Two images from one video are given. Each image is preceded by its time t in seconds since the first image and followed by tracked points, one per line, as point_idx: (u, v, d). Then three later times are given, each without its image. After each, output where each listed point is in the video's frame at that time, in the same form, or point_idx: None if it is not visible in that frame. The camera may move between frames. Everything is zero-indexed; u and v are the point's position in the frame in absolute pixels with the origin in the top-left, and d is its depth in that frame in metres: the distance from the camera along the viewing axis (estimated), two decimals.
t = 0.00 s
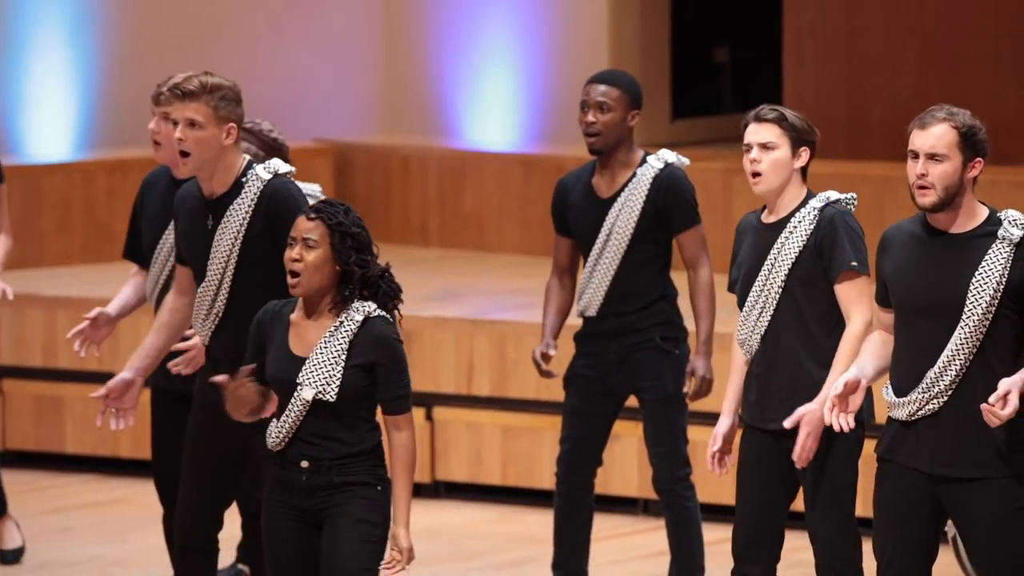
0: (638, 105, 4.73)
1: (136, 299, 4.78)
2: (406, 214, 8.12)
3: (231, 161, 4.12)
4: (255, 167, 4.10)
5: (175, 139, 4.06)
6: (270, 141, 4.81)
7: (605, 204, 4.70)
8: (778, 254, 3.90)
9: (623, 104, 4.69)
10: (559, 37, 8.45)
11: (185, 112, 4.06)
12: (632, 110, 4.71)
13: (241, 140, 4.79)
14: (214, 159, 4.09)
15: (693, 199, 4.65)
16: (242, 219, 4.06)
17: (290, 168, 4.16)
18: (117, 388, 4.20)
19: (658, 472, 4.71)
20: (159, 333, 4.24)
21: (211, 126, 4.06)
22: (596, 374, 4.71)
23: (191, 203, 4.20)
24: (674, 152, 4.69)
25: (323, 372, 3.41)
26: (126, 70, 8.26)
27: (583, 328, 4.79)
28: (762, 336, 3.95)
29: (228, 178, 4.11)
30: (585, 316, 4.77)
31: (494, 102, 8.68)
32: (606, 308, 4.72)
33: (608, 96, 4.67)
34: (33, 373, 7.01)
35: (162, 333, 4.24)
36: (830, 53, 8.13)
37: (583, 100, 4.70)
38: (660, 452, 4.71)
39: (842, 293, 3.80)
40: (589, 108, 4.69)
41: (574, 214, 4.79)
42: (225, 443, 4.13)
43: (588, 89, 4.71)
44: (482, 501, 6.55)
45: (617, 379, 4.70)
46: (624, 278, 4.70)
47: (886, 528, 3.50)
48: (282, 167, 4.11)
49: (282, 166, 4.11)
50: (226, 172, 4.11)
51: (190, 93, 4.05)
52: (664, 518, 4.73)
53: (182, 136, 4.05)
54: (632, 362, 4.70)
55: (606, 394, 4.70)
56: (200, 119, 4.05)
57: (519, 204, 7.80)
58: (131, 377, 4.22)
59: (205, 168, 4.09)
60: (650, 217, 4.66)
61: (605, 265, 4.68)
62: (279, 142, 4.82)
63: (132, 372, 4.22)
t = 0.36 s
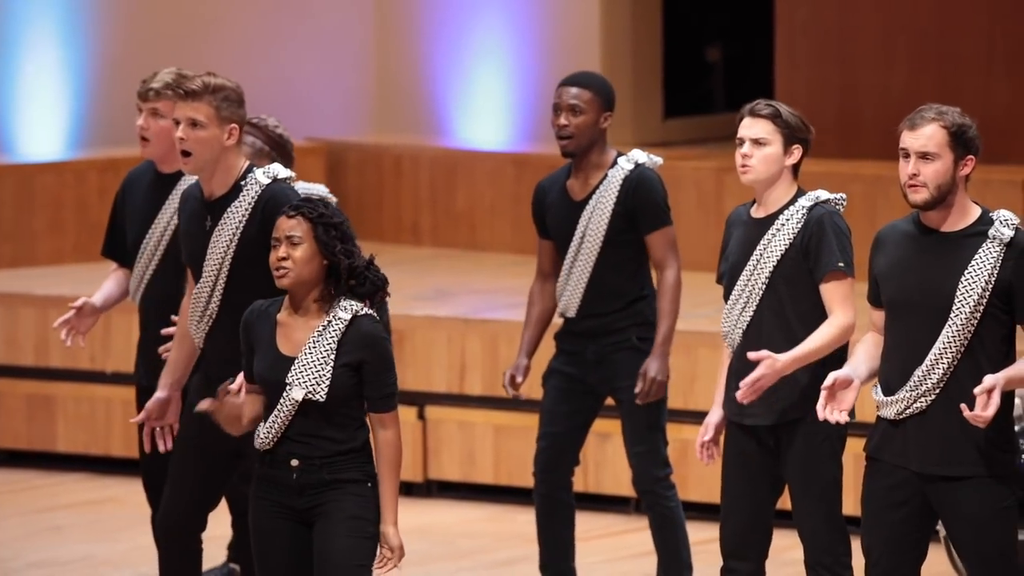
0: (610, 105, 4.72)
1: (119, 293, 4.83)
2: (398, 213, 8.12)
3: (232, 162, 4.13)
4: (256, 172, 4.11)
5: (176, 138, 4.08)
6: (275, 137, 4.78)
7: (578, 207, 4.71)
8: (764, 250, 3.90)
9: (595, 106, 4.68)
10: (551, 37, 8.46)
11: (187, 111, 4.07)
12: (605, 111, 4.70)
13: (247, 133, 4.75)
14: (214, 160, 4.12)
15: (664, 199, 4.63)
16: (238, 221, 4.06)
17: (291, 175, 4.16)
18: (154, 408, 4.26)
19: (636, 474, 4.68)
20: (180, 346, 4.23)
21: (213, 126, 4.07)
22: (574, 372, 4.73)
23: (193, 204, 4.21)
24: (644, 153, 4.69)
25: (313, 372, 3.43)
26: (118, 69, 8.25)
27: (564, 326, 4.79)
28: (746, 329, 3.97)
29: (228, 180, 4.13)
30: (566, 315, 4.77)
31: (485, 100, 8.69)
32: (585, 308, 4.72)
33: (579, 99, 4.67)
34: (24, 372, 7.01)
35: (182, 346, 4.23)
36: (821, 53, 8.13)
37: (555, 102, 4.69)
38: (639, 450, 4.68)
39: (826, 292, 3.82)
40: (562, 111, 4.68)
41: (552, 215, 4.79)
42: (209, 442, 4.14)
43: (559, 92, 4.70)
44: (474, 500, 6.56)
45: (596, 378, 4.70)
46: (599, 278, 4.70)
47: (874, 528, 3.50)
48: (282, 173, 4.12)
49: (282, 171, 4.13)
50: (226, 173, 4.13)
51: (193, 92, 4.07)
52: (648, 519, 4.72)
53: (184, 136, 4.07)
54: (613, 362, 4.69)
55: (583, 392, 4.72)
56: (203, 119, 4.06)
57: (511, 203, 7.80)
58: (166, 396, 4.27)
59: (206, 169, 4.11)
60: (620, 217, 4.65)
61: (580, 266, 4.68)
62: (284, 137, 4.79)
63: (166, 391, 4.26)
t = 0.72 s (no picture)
0: (596, 105, 4.75)
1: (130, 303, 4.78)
2: (396, 212, 8.12)
3: (225, 157, 4.12)
4: (247, 169, 4.10)
5: (169, 130, 4.07)
6: (262, 133, 4.88)
7: (560, 202, 4.72)
8: (749, 250, 3.89)
9: (581, 103, 4.72)
10: (548, 35, 8.46)
11: (182, 104, 4.06)
12: (591, 110, 4.73)
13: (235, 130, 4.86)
14: (209, 153, 4.10)
15: (643, 192, 4.65)
16: (229, 216, 4.06)
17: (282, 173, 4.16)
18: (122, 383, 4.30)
19: (624, 471, 4.69)
20: (153, 329, 4.28)
21: (208, 120, 4.07)
22: (553, 371, 4.73)
23: (183, 195, 4.19)
24: (628, 153, 4.69)
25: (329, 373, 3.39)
26: (115, 69, 8.25)
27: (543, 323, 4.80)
28: (724, 332, 3.94)
29: (220, 176, 4.11)
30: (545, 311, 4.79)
31: (483, 98, 8.69)
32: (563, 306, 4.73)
33: (565, 96, 4.69)
34: (21, 370, 7.01)
35: (155, 329, 4.28)
36: (818, 51, 8.13)
37: (541, 98, 4.73)
38: (625, 450, 4.70)
39: (809, 292, 3.83)
40: (547, 107, 4.71)
41: (536, 213, 4.79)
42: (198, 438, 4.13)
43: (546, 88, 4.73)
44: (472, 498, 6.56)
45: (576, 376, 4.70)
46: (580, 278, 4.71)
47: (865, 529, 3.50)
48: (275, 172, 4.11)
49: (274, 170, 4.12)
50: (219, 169, 4.11)
51: (188, 86, 4.06)
52: (639, 517, 4.71)
53: (178, 128, 4.06)
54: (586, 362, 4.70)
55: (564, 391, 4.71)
56: (197, 113, 4.06)
57: (508, 201, 7.80)
58: (130, 377, 4.32)
59: (199, 162, 4.10)
60: (599, 214, 4.66)
61: (559, 263, 4.69)
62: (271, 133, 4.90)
63: (131, 372, 4.31)
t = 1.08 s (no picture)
0: (598, 101, 4.77)
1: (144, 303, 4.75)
2: (395, 210, 8.12)
3: (230, 160, 4.13)
4: (251, 170, 4.09)
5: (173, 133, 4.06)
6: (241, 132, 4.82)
7: (560, 199, 4.73)
8: (745, 251, 3.90)
9: (583, 99, 4.74)
10: (547, 33, 8.46)
11: (185, 106, 4.05)
12: (593, 106, 4.75)
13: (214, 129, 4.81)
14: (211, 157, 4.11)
15: (644, 189, 4.66)
16: (233, 221, 4.07)
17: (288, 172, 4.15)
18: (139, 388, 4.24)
19: (623, 469, 4.69)
20: (169, 332, 4.26)
21: (211, 122, 4.05)
22: (551, 370, 4.72)
23: (190, 199, 4.21)
24: (630, 150, 4.70)
25: (352, 370, 3.36)
26: (114, 67, 8.25)
27: (540, 319, 4.79)
28: (722, 331, 3.93)
29: (224, 179, 4.13)
30: (542, 308, 4.78)
31: (482, 97, 8.70)
32: (560, 303, 4.73)
33: (569, 91, 4.72)
34: (21, 369, 7.01)
35: (170, 333, 4.26)
36: (818, 50, 8.14)
37: (545, 93, 4.75)
38: (626, 447, 4.70)
39: (805, 286, 3.85)
40: (550, 102, 4.73)
41: (535, 209, 4.81)
42: (206, 434, 4.13)
43: (549, 84, 4.75)
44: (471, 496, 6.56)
45: (574, 374, 4.69)
46: (580, 277, 4.72)
47: (864, 529, 3.49)
48: (278, 171, 4.10)
49: (278, 170, 4.10)
50: (222, 172, 4.12)
51: (192, 88, 4.04)
52: (639, 515, 4.71)
53: (182, 131, 4.05)
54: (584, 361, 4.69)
55: (563, 389, 4.70)
56: (201, 115, 4.04)
57: (507, 200, 7.80)
58: (144, 383, 4.26)
59: (202, 164, 4.11)
60: (600, 210, 4.67)
61: (558, 259, 4.71)
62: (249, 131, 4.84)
63: (145, 378, 4.26)
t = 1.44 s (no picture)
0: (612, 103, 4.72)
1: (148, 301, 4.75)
2: (396, 209, 8.12)
3: (221, 158, 4.13)
4: (243, 169, 4.10)
5: (166, 132, 4.06)
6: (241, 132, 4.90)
7: (581, 204, 4.71)
8: (756, 249, 3.89)
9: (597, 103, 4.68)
10: (547, 33, 8.46)
11: (177, 105, 4.06)
12: (607, 108, 4.70)
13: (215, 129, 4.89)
14: (203, 154, 4.11)
15: (667, 195, 4.66)
16: (223, 219, 4.06)
17: (280, 172, 4.15)
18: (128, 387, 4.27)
19: (632, 470, 4.65)
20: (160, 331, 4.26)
21: (204, 120, 4.06)
22: (569, 369, 4.70)
23: (181, 198, 4.20)
24: (649, 151, 4.70)
25: (346, 367, 3.36)
26: (113, 67, 8.24)
27: (556, 323, 4.77)
28: (736, 331, 3.92)
29: (216, 176, 4.12)
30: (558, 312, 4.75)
31: (483, 95, 8.70)
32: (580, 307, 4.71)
33: (584, 97, 4.66)
34: (22, 368, 7.01)
35: (162, 331, 4.26)
36: (818, 49, 8.14)
37: (558, 100, 4.68)
38: (634, 448, 4.65)
39: (814, 282, 3.85)
40: (564, 109, 4.67)
41: (551, 213, 4.78)
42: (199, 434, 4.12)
43: (562, 89, 4.68)
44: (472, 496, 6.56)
45: (590, 376, 4.68)
46: (599, 278, 4.69)
47: (877, 530, 3.49)
48: (270, 171, 4.10)
49: (270, 170, 4.10)
50: (214, 169, 4.12)
51: (184, 87, 4.06)
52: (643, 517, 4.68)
53: (174, 129, 4.05)
54: (605, 360, 4.67)
55: (579, 390, 4.69)
56: (193, 113, 4.05)
57: (508, 200, 7.80)
58: (135, 379, 4.29)
59: (194, 162, 4.10)
60: (627, 215, 4.67)
61: (581, 264, 4.68)
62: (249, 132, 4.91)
63: (138, 375, 4.28)
